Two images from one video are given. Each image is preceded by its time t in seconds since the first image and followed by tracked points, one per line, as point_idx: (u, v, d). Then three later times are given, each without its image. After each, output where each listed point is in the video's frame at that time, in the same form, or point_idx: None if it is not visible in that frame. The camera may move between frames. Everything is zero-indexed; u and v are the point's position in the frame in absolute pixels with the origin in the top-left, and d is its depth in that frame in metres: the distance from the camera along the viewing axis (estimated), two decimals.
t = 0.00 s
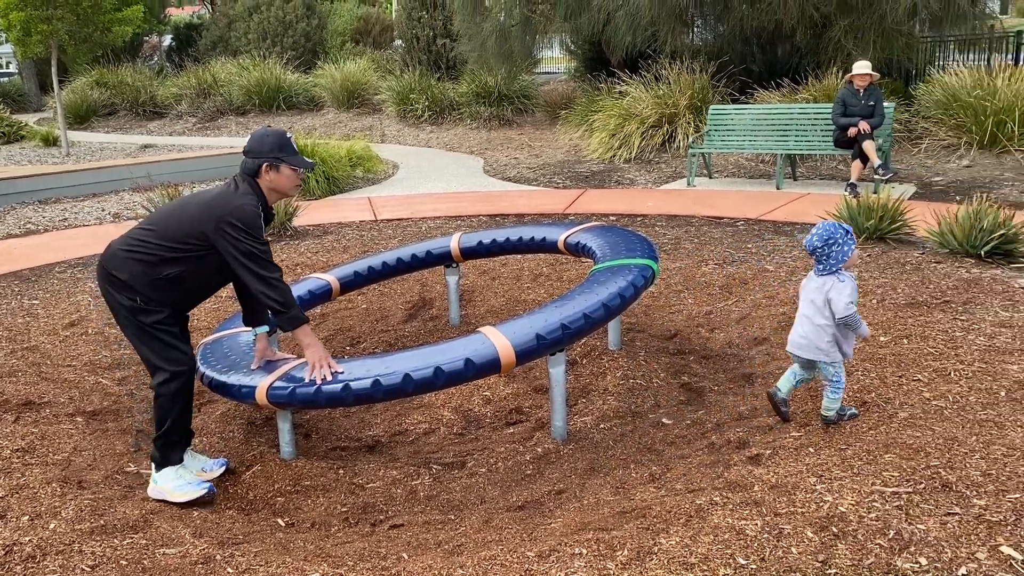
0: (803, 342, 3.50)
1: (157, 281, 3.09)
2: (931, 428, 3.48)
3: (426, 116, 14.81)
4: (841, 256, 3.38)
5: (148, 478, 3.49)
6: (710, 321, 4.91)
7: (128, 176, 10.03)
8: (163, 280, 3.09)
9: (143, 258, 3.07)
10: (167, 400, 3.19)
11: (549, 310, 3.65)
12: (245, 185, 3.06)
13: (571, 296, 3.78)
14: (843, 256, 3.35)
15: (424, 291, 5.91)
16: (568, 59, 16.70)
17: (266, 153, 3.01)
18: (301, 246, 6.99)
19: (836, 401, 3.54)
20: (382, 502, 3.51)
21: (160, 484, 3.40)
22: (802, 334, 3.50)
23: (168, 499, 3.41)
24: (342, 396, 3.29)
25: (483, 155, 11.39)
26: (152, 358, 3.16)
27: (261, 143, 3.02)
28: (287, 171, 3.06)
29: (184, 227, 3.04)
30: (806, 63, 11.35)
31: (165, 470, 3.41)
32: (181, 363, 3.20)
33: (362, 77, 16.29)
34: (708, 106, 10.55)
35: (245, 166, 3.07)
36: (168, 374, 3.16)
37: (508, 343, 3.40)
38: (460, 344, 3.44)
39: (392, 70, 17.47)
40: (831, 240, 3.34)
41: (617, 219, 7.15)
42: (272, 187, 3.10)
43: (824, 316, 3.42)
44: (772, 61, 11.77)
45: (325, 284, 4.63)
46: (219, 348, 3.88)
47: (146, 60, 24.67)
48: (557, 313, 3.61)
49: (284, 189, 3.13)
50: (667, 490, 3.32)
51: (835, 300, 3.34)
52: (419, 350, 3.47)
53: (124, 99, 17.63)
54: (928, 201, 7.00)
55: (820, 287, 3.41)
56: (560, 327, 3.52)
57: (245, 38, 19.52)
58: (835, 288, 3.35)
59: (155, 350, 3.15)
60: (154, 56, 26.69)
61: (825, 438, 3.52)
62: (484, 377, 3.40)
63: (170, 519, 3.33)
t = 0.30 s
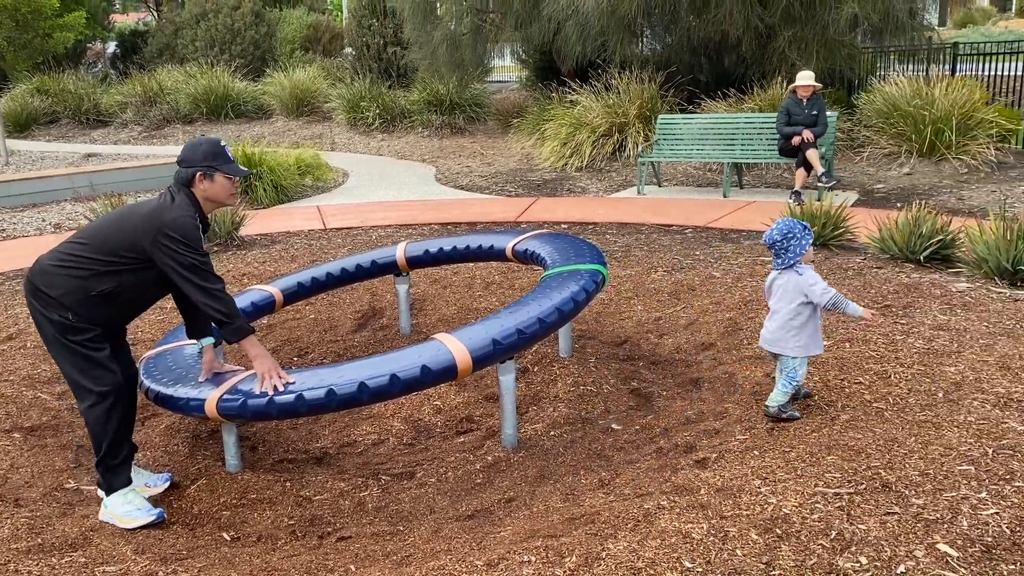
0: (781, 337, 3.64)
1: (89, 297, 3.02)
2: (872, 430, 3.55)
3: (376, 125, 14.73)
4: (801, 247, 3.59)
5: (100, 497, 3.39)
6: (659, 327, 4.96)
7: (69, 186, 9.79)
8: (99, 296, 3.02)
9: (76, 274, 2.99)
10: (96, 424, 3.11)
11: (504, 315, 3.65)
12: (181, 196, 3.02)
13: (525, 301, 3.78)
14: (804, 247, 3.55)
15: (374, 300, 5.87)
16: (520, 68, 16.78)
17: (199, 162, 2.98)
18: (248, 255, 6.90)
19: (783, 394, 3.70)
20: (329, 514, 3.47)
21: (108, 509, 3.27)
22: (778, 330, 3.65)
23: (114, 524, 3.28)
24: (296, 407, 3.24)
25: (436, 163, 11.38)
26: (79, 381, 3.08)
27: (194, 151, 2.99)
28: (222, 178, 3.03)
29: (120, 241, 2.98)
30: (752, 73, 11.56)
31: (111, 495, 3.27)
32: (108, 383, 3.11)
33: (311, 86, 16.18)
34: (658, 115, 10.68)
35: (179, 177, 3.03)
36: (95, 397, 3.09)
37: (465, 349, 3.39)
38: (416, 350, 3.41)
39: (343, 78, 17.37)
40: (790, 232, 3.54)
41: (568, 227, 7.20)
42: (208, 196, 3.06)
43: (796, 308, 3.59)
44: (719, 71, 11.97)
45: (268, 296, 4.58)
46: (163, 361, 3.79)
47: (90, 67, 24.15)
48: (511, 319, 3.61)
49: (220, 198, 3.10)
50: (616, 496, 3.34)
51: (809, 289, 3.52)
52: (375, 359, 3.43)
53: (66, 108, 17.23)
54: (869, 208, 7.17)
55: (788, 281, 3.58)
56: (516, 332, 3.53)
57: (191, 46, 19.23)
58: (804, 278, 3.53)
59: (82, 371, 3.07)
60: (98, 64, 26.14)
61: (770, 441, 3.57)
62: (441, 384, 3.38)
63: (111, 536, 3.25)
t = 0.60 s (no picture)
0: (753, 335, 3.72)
1: (16, 309, 2.95)
2: (818, 435, 3.62)
3: (328, 134, 14.62)
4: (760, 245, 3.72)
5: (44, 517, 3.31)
6: (611, 335, 5.01)
7: (10, 197, 9.44)
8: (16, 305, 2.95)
9: (1, 281, 2.95)
10: (34, 445, 3.04)
11: (458, 323, 3.63)
12: (98, 193, 2.94)
13: (479, 310, 3.78)
14: (768, 244, 3.68)
15: (326, 311, 5.82)
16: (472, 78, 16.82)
17: (121, 157, 2.93)
18: (197, 267, 6.80)
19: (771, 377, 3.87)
20: (280, 529, 3.42)
21: (50, 528, 3.19)
22: (748, 326, 3.72)
23: (57, 543, 3.20)
24: (249, 419, 3.19)
25: (390, 172, 11.33)
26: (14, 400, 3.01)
27: (116, 146, 2.94)
28: (143, 174, 2.95)
29: (35, 239, 2.92)
30: (700, 84, 11.75)
31: (54, 515, 3.19)
32: (44, 401, 3.04)
33: (262, 95, 16.02)
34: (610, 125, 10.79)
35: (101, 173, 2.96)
36: (30, 416, 3.02)
37: (421, 358, 3.37)
38: (371, 360, 3.39)
39: (294, 87, 17.21)
40: (756, 230, 3.65)
41: (521, 236, 7.23)
42: (129, 194, 2.98)
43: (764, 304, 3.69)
44: (669, 82, 12.15)
45: (214, 309, 4.50)
46: (108, 375, 3.69)
47: (31, 76, 23.55)
48: (466, 327, 3.60)
49: (143, 196, 3.01)
50: (569, 504, 3.35)
51: (776, 283, 3.65)
52: (331, 369, 3.39)
53: (6, 117, 16.77)
54: (814, 217, 7.34)
55: (756, 278, 3.68)
56: (472, 340, 3.52)
57: (138, 54, 18.89)
58: (771, 273, 3.65)
59: (15, 390, 3.00)
60: (40, 72, 25.50)
61: (720, 447, 3.62)
62: (397, 394, 3.36)
63: (55, 556, 3.16)
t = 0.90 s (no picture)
0: (723, 339, 3.79)
1: None
2: (771, 441, 3.67)
3: (282, 144, 14.47)
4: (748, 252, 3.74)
5: None
6: (568, 345, 5.02)
7: None
8: None
9: None
10: None
11: (415, 335, 3.62)
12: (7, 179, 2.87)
13: (437, 321, 3.76)
14: (754, 253, 3.70)
15: (280, 324, 5.75)
16: (428, 88, 16.81)
17: (38, 136, 2.87)
18: (148, 279, 6.67)
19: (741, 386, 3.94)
20: (234, 545, 3.36)
21: None
22: (721, 330, 3.79)
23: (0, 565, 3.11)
24: (202, 435, 3.14)
25: (346, 182, 11.26)
26: None
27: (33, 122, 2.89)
28: (59, 157, 2.89)
29: None
30: (654, 96, 11.90)
31: None
32: None
33: (215, 104, 15.81)
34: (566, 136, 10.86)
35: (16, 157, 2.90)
36: None
37: (376, 370, 3.35)
38: (326, 373, 3.35)
39: (247, 97, 17.02)
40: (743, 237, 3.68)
41: (478, 247, 7.24)
42: (41, 178, 2.91)
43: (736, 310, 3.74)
44: (624, 93, 12.29)
45: (166, 322, 4.42)
46: (54, 392, 3.59)
47: None
48: (423, 338, 3.58)
49: (58, 179, 2.94)
50: (527, 514, 3.34)
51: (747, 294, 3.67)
52: (286, 382, 3.35)
53: None
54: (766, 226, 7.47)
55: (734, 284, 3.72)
56: (428, 352, 3.50)
57: (86, 63, 18.51)
58: (747, 282, 3.68)
59: None
60: None
61: (676, 454, 3.65)
62: (353, 407, 3.33)
63: None
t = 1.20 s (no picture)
0: (710, 341, 3.85)
1: None
2: (731, 449, 3.71)
3: (240, 154, 14.30)
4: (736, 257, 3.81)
5: None
6: (530, 355, 5.02)
7: None
8: None
9: None
10: None
11: (374, 347, 3.59)
12: None
13: (396, 332, 3.74)
14: (739, 257, 3.76)
15: (238, 336, 5.67)
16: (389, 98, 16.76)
17: None
18: (102, 291, 6.53)
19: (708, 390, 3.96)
20: (190, 562, 3.29)
21: None
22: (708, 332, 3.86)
23: None
24: (156, 451, 3.07)
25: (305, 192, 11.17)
26: None
27: None
28: None
29: None
30: (613, 107, 12.01)
31: None
32: None
33: (171, 114, 15.58)
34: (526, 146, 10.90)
35: None
36: None
37: (334, 383, 3.31)
38: (283, 386, 3.30)
39: (204, 106, 16.81)
40: (727, 242, 3.75)
41: (439, 257, 7.22)
42: None
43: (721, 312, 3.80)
44: (584, 103, 12.39)
45: (121, 334, 4.33)
46: (4, 407, 3.48)
47: None
48: (382, 351, 3.56)
49: None
50: (488, 526, 3.32)
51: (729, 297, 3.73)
52: (242, 395, 3.29)
53: None
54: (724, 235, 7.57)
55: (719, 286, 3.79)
56: (387, 364, 3.48)
57: (37, 71, 18.12)
58: (731, 284, 3.74)
59: None
60: None
61: (637, 463, 3.67)
62: (310, 420, 3.29)
63: None
